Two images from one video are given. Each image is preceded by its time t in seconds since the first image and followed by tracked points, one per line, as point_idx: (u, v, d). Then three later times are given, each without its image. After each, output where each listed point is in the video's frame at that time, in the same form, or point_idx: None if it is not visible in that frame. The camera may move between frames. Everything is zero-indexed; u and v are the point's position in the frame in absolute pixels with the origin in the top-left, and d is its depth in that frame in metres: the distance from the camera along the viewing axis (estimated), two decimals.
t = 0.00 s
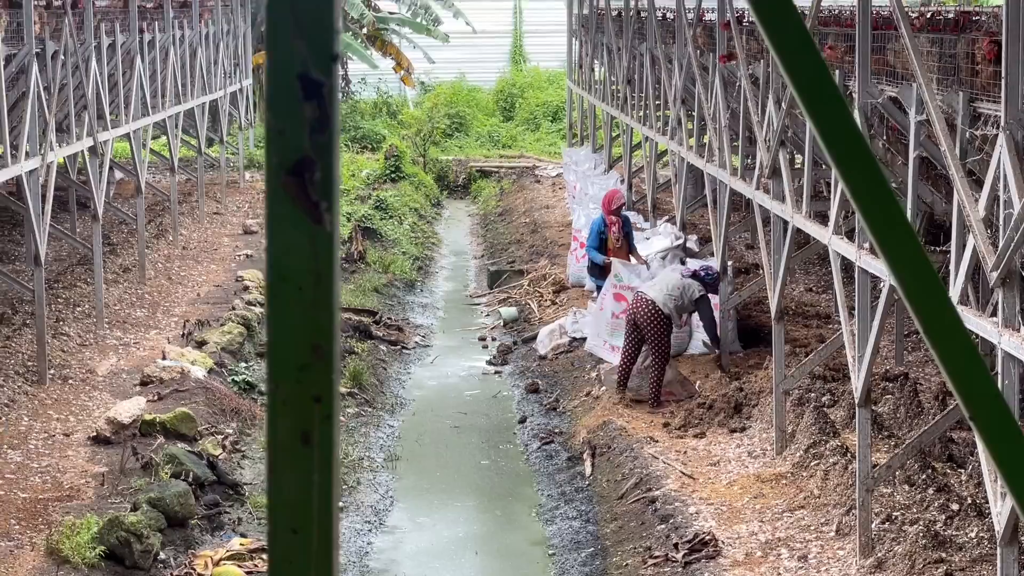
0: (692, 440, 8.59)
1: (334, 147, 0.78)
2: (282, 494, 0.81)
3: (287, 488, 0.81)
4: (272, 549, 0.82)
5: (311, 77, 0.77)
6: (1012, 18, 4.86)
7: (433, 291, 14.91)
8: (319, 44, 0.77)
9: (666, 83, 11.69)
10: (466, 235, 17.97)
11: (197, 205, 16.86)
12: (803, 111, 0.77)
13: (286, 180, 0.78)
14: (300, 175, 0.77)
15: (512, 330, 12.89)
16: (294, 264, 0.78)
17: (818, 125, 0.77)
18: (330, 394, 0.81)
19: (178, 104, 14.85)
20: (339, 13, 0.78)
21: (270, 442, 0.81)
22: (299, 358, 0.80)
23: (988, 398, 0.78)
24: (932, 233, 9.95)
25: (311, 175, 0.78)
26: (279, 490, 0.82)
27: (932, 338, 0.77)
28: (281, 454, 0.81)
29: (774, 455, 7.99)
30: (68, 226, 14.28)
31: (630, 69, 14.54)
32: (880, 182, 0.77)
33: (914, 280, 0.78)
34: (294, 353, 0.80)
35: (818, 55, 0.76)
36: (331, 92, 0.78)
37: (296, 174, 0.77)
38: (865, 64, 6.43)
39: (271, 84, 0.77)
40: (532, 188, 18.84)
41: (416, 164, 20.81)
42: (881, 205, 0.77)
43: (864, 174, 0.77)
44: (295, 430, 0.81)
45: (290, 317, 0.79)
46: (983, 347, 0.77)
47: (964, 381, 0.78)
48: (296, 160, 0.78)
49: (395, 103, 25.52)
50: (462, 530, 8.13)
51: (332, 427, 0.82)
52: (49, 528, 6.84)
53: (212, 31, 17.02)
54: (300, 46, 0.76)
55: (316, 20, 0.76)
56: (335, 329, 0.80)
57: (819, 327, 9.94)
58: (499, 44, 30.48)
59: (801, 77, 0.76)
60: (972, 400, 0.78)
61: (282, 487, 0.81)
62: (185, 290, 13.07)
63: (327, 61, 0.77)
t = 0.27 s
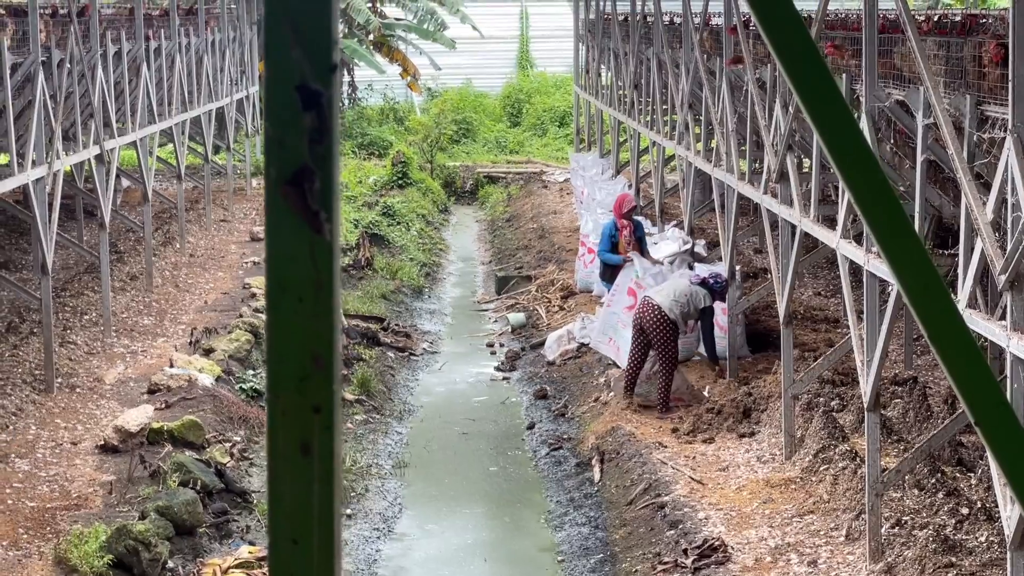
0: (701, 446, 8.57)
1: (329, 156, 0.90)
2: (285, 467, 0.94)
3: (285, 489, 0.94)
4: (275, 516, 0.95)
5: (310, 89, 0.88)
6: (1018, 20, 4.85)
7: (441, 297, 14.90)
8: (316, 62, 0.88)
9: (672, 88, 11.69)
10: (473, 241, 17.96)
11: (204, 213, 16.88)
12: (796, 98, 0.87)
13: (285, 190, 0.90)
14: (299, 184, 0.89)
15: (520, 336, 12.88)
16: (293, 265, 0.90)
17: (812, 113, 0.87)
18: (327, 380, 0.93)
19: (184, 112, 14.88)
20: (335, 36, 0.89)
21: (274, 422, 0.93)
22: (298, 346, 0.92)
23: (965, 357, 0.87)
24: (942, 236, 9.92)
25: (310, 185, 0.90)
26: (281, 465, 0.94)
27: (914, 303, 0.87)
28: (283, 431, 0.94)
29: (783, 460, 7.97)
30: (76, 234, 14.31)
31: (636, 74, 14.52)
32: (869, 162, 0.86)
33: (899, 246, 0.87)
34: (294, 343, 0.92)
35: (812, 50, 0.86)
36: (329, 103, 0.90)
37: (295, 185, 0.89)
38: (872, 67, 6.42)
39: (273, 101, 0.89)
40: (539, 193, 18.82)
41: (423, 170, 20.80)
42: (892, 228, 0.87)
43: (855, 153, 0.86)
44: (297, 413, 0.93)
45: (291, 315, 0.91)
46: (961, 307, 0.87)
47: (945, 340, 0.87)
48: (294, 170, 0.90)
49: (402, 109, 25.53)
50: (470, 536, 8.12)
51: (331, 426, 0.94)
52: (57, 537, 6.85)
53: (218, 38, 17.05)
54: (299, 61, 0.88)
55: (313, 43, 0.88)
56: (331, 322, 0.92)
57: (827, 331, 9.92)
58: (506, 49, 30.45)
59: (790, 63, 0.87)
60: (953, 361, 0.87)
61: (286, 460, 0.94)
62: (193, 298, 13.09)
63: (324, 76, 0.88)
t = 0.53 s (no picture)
0: (706, 452, 8.56)
1: (339, 173, 0.83)
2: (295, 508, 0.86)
3: (294, 503, 0.86)
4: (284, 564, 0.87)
5: (319, 108, 0.82)
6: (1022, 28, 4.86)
7: (445, 305, 14.92)
8: (326, 76, 0.82)
9: (676, 94, 11.70)
10: (477, 248, 17.98)
11: (209, 222, 16.93)
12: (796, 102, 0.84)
13: (295, 209, 0.82)
14: (309, 205, 0.82)
15: (525, 343, 12.88)
16: (304, 282, 0.83)
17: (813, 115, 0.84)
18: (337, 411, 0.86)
19: (189, 121, 14.92)
20: (343, 49, 0.83)
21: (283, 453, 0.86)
22: (309, 376, 0.84)
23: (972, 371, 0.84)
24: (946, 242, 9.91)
25: (320, 203, 0.82)
26: (292, 504, 0.86)
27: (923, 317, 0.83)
28: (293, 464, 0.86)
29: (788, 467, 7.96)
30: (81, 244, 14.35)
31: (640, 81, 14.55)
32: (874, 169, 0.83)
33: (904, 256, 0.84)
34: (303, 372, 0.84)
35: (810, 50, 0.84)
36: (337, 123, 0.83)
37: (304, 203, 0.82)
38: (876, 74, 6.43)
39: (279, 116, 0.82)
40: (543, 201, 18.87)
41: (426, 178, 20.85)
42: (870, 205, 0.84)
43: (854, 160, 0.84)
44: (306, 451, 0.85)
45: (299, 332, 0.84)
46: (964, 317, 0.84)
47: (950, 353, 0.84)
48: (304, 187, 0.82)
49: (406, 117, 25.61)
50: (476, 544, 8.12)
51: (340, 445, 0.86)
52: (64, 546, 6.85)
53: (222, 48, 17.10)
54: (305, 75, 0.82)
55: (321, 53, 0.81)
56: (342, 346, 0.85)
57: (832, 337, 9.91)
58: (510, 56, 30.54)
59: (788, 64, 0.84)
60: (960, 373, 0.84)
61: (296, 499, 0.86)
62: (198, 306, 13.11)
63: (332, 91, 0.82)
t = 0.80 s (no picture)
0: (708, 460, 8.55)
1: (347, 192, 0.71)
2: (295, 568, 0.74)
3: (295, 514, 0.73)
4: None
5: (321, 125, 0.70)
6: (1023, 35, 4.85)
7: (446, 313, 14.91)
8: (333, 79, 0.70)
9: (676, 103, 11.70)
10: (478, 256, 18.01)
11: (209, 231, 16.93)
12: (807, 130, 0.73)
13: (298, 227, 0.70)
14: (313, 221, 0.70)
15: (526, 352, 12.87)
16: (309, 304, 0.70)
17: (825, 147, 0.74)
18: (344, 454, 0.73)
19: (189, 131, 14.93)
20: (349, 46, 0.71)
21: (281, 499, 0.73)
22: (303, 420, 0.72)
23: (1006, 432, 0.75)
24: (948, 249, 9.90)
25: (323, 220, 0.70)
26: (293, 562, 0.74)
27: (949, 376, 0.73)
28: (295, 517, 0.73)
29: (790, 475, 7.94)
30: (82, 254, 14.36)
31: (639, 89, 14.56)
32: (883, 193, 0.73)
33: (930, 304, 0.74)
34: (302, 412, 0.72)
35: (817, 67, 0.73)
36: (341, 136, 0.71)
37: (308, 219, 0.70)
38: (876, 82, 6.42)
39: (285, 146, 0.70)
40: (543, 209, 18.88)
41: (426, 187, 20.86)
42: (887, 237, 0.74)
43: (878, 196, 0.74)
44: (301, 506, 0.73)
45: (296, 343, 0.70)
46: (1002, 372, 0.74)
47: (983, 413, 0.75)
48: (307, 205, 0.70)
49: (406, 126, 25.63)
50: (477, 553, 8.10)
51: (344, 462, 0.74)
52: (65, 557, 6.83)
53: (222, 58, 17.12)
54: (309, 89, 0.69)
55: (327, 55, 0.69)
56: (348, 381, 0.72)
57: (833, 345, 9.90)
58: (509, 65, 30.59)
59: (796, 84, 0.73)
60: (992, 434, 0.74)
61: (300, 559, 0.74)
62: (199, 316, 13.11)
63: (336, 106, 0.70)
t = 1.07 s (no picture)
0: (702, 467, 8.55)
1: (335, 202, 0.92)
2: (287, 514, 0.95)
3: (290, 529, 0.95)
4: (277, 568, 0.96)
5: (312, 137, 0.91)
6: (1016, 41, 4.87)
7: (440, 321, 14.89)
8: (322, 106, 0.91)
9: (669, 110, 11.73)
10: (472, 264, 18.00)
11: (203, 240, 16.89)
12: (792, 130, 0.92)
13: (290, 238, 0.91)
14: (303, 232, 0.91)
15: (520, 360, 12.87)
16: (298, 307, 0.92)
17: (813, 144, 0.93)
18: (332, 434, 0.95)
19: (182, 139, 14.89)
20: (336, 78, 0.92)
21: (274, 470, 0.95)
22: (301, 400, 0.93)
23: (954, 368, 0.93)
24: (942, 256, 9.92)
25: (314, 233, 0.92)
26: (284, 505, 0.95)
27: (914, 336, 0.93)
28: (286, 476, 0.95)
29: (784, 482, 7.95)
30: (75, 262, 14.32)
31: (633, 96, 14.57)
32: (867, 193, 0.93)
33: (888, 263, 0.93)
34: (293, 391, 0.93)
35: (807, 77, 0.92)
36: (330, 150, 0.92)
37: (299, 232, 0.91)
38: (869, 88, 6.45)
39: (275, 149, 0.91)
40: (537, 217, 18.86)
41: (420, 195, 20.83)
42: (867, 232, 0.93)
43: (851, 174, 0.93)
44: (297, 477, 0.95)
45: (289, 359, 0.92)
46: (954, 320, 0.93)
47: (940, 362, 0.94)
48: (299, 217, 0.91)
49: (399, 134, 25.62)
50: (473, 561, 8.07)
51: (334, 472, 0.96)
52: (60, 566, 6.66)
53: (215, 65, 17.08)
54: (301, 108, 0.90)
55: (315, 84, 0.90)
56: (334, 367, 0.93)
57: (827, 351, 9.92)
58: (503, 72, 30.58)
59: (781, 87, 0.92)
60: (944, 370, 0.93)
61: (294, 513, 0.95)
62: (193, 325, 13.07)
63: (326, 122, 0.91)
